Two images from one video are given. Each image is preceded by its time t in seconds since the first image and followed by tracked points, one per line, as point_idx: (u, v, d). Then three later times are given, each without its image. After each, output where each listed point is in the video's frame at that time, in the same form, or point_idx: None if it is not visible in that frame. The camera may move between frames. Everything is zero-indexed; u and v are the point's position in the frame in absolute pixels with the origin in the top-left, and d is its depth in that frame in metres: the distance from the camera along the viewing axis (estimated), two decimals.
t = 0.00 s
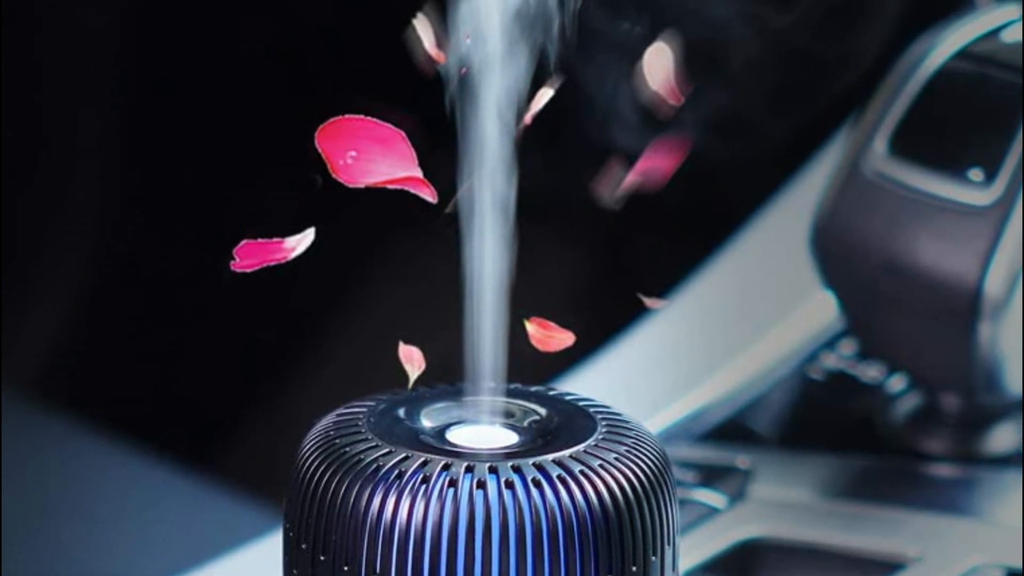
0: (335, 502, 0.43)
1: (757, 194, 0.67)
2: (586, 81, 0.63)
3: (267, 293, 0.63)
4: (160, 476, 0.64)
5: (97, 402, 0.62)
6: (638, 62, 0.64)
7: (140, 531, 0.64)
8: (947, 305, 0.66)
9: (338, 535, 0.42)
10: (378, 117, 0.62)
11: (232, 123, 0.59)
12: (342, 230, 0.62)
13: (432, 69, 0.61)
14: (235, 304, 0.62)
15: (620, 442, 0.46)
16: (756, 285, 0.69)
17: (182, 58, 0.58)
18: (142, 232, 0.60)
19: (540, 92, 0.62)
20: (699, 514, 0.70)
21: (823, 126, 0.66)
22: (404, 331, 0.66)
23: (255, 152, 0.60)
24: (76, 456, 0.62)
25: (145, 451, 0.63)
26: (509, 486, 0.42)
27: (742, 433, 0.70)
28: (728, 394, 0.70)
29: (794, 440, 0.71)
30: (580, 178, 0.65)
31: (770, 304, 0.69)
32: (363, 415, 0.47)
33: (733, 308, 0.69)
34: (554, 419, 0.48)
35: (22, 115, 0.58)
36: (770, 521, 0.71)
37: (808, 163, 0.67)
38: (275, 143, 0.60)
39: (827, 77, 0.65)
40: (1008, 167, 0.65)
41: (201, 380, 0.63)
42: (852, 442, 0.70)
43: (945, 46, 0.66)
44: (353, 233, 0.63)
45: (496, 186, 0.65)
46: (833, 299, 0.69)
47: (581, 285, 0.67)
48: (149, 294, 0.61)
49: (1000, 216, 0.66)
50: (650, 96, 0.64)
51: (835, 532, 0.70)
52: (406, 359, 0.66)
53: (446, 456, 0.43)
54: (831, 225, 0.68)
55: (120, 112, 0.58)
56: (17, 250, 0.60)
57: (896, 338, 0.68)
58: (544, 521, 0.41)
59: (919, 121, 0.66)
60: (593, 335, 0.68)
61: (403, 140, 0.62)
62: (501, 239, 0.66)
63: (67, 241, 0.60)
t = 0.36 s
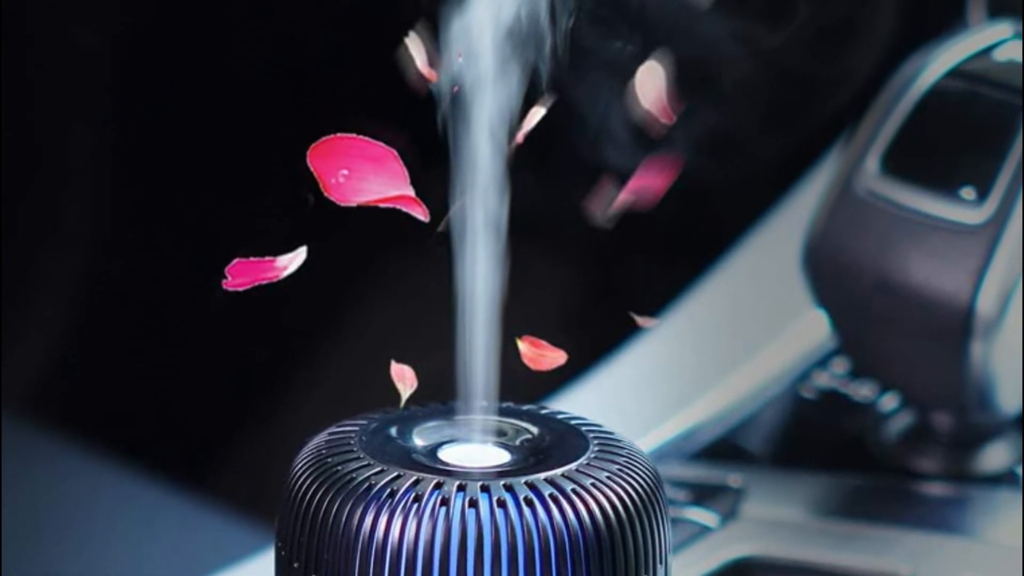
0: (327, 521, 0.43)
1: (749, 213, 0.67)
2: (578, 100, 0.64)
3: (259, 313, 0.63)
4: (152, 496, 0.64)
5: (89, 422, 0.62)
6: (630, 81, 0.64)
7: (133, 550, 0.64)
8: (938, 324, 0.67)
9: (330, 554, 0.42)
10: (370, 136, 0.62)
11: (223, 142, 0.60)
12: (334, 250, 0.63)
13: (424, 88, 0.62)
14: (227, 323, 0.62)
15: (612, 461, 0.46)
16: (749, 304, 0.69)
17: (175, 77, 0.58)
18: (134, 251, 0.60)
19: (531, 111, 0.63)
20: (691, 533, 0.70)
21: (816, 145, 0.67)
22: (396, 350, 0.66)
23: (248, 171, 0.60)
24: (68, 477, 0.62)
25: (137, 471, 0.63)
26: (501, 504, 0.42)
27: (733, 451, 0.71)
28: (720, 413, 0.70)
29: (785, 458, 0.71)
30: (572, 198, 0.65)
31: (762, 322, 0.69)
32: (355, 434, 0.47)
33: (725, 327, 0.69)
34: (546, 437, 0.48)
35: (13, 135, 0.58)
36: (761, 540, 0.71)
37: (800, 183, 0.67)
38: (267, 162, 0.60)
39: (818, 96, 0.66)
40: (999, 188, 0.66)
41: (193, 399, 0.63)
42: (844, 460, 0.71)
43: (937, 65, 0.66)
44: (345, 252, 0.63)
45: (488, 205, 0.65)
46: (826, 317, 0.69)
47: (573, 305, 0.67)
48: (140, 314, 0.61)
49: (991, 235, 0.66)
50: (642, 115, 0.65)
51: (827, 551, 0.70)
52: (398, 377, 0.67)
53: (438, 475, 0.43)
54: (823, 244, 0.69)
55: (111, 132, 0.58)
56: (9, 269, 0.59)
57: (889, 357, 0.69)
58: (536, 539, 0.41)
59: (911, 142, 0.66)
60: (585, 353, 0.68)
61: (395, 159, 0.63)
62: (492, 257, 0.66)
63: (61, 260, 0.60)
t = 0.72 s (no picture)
0: (318, 540, 0.43)
1: (742, 231, 0.67)
2: (571, 118, 0.64)
3: (251, 332, 0.63)
4: (144, 514, 0.64)
5: (80, 441, 0.62)
6: (622, 100, 0.64)
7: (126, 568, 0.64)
8: (931, 343, 0.67)
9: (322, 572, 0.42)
10: (361, 155, 0.62)
11: (216, 160, 0.60)
12: (326, 268, 0.63)
13: (416, 107, 0.62)
14: (219, 342, 0.62)
15: (605, 479, 0.46)
16: (741, 323, 0.69)
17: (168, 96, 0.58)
18: (126, 269, 0.60)
19: (524, 129, 0.63)
20: (683, 552, 0.71)
21: (809, 163, 0.67)
22: (388, 368, 0.66)
23: (240, 189, 0.60)
24: (64, 494, 0.62)
25: (128, 489, 0.63)
26: (493, 523, 0.42)
27: (724, 470, 0.71)
28: (713, 432, 0.70)
29: (777, 477, 0.71)
30: (564, 216, 0.66)
31: (754, 341, 0.69)
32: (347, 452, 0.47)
33: (717, 346, 0.69)
34: (538, 456, 0.48)
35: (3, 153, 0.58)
36: (753, 559, 0.71)
37: (792, 202, 0.67)
38: (260, 181, 0.61)
39: (811, 116, 0.66)
40: (991, 207, 0.66)
41: (185, 418, 0.63)
42: (838, 479, 0.71)
43: (928, 84, 0.66)
44: (337, 271, 0.63)
45: (481, 223, 0.65)
46: (817, 336, 0.69)
47: (566, 324, 0.67)
48: (132, 332, 0.61)
49: (984, 253, 0.66)
50: (634, 133, 0.65)
51: (818, 570, 0.71)
52: (390, 397, 0.67)
53: (429, 493, 0.43)
54: (815, 263, 0.69)
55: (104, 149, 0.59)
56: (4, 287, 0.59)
57: (882, 375, 0.69)
58: (528, 557, 0.41)
59: (902, 160, 0.67)
60: (577, 371, 0.68)
61: (387, 178, 0.63)
62: (484, 276, 0.66)
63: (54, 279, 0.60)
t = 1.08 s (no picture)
0: (310, 558, 0.42)
1: (734, 249, 0.67)
2: (561, 136, 0.64)
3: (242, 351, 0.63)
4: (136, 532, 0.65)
5: (78, 461, 0.63)
6: (613, 118, 0.65)
7: None
8: (923, 361, 0.67)
9: None
10: (353, 173, 0.62)
11: (207, 182, 0.61)
12: (317, 288, 0.63)
13: (408, 126, 0.62)
14: (210, 360, 0.63)
15: (596, 498, 0.46)
16: (732, 341, 0.69)
17: (164, 116, 0.60)
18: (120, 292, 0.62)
19: (516, 147, 0.64)
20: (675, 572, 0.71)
21: (798, 183, 0.66)
22: (380, 388, 0.66)
23: (233, 209, 0.62)
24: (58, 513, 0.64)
25: (121, 507, 0.64)
26: (485, 541, 0.42)
27: (716, 489, 0.71)
28: (705, 450, 0.70)
29: (769, 495, 0.71)
30: (556, 235, 0.66)
31: (746, 359, 0.69)
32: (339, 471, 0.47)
33: (709, 364, 0.69)
34: (530, 475, 0.48)
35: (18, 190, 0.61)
36: None
37: (784, 220, 0.67)
38: (252, 200, 0.62)
39: (804, 135, 0.66)
40: (983, 226, 0.66)
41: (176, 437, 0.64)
42: (831, 497, 0.70)
43: (920, 102, 0.66)
44: (328, 290, 0.63)
45: (473, 243, 0.66)
46: (810, 354, 0.69)
47: (557, 342, 0.68)
48: (127, 355, 0.62)
49: (975, 272, 0.66)
50: (625, 152, 0.65)
51: None
52: (381, 416, 0.67)
53: (421, 512, 0.43)
54: (808, 282, 0.68)
55: (105, 173, 0.61)
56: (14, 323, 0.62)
57: (873, 394, 0.69)
58: None
59: (893, 177, 0.66)
60: (569, 391, 0.68)
61: (379, 197, 0.63)
62: (475, 294, 0.67)
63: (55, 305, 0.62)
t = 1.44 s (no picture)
0: None
1: (726, 268, 0.67)
2: (554, 156, 0.64)
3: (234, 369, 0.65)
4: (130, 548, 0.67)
5: (75, 475, 0.66)
6: (605, 137, 0.65)
7: None
8: (914, 381, 0.67)
9: None
10: (345, 192, 0.63)
11: (199, 203, 0.63)
12: (309, 308, 0.64)
13: (400, 144, 0.63)
14: (202, 377, 0.65)
15: (589, 517, 0.46)
16: (724, 361, 0.69)
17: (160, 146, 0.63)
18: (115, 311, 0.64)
19: (507, 166, 0.64)
20: None
21: (791, 202, 0.66)
22: (372, 407, 0.67)
23: (226, 229, 0.63)
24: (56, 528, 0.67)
25: (115, 522, 0.66)
26: (477, 560, 0.42)
27: (708, 507, 0.71)
28: (696, 469, 0.70)
29: (761, 513, 0.71)
30: (548, 253, 0.66)
31: (738, 378, 0.69)
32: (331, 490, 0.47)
33: (702, 383, 0.69)
34: (522, 493, 0.48)
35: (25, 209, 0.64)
36: None
37: (777, 238, 0.67)
38: (243, 220, 0.63)
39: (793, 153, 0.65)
40: (975, 245, 0.65)
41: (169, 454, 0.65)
42: (823, 516, 0.70)
43: (913, 120, 0.65)
44: (320, 309, 0.64)
45: (464, 261, 0.65)
46: (802, 374, 0.69)
47: (550, 361, 0.67)
48: (123, 373, 0.65)
49: (967, 291, 0.66)
50: (617, 171, 0.65)
51: None
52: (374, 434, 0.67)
53: (413, 531, 0.43)
54: (801, 300, 0.68)
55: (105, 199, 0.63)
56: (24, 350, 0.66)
57: (865, 414, 0.69)
58: None
59: (886, 197, 0.66)
60: (561, 412, 0.68)
61: (371, 216, 0.64)
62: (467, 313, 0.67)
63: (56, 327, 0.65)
